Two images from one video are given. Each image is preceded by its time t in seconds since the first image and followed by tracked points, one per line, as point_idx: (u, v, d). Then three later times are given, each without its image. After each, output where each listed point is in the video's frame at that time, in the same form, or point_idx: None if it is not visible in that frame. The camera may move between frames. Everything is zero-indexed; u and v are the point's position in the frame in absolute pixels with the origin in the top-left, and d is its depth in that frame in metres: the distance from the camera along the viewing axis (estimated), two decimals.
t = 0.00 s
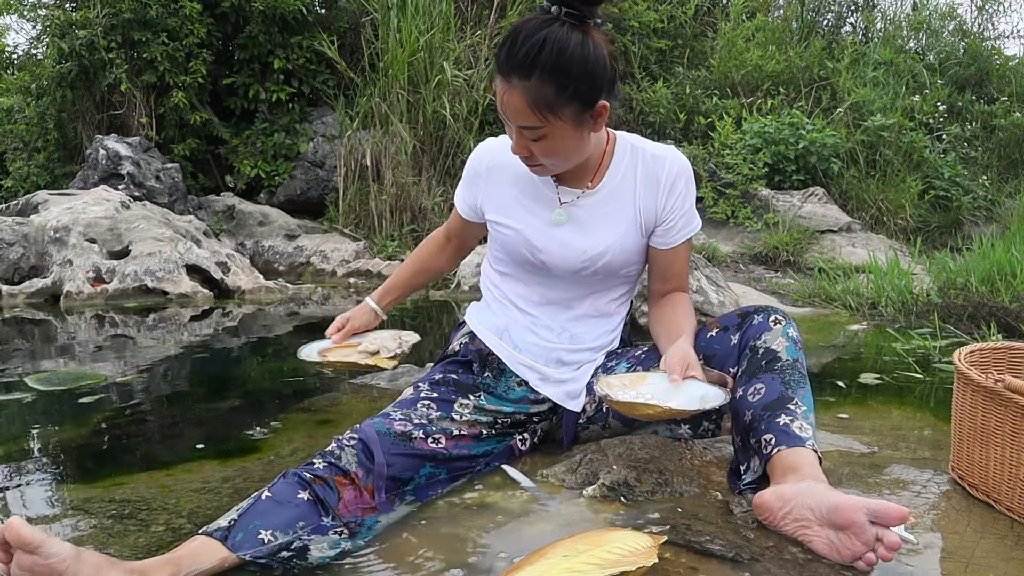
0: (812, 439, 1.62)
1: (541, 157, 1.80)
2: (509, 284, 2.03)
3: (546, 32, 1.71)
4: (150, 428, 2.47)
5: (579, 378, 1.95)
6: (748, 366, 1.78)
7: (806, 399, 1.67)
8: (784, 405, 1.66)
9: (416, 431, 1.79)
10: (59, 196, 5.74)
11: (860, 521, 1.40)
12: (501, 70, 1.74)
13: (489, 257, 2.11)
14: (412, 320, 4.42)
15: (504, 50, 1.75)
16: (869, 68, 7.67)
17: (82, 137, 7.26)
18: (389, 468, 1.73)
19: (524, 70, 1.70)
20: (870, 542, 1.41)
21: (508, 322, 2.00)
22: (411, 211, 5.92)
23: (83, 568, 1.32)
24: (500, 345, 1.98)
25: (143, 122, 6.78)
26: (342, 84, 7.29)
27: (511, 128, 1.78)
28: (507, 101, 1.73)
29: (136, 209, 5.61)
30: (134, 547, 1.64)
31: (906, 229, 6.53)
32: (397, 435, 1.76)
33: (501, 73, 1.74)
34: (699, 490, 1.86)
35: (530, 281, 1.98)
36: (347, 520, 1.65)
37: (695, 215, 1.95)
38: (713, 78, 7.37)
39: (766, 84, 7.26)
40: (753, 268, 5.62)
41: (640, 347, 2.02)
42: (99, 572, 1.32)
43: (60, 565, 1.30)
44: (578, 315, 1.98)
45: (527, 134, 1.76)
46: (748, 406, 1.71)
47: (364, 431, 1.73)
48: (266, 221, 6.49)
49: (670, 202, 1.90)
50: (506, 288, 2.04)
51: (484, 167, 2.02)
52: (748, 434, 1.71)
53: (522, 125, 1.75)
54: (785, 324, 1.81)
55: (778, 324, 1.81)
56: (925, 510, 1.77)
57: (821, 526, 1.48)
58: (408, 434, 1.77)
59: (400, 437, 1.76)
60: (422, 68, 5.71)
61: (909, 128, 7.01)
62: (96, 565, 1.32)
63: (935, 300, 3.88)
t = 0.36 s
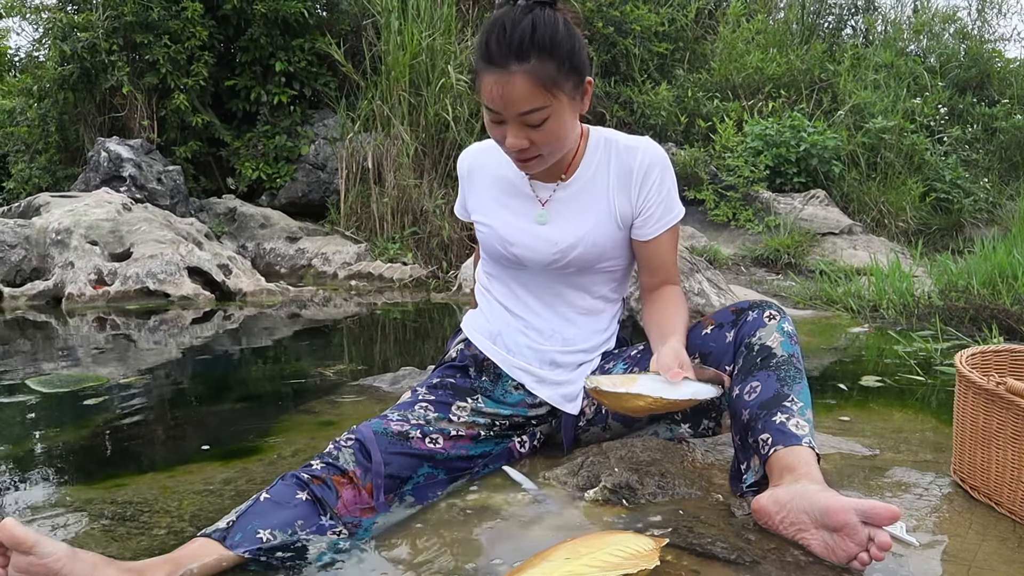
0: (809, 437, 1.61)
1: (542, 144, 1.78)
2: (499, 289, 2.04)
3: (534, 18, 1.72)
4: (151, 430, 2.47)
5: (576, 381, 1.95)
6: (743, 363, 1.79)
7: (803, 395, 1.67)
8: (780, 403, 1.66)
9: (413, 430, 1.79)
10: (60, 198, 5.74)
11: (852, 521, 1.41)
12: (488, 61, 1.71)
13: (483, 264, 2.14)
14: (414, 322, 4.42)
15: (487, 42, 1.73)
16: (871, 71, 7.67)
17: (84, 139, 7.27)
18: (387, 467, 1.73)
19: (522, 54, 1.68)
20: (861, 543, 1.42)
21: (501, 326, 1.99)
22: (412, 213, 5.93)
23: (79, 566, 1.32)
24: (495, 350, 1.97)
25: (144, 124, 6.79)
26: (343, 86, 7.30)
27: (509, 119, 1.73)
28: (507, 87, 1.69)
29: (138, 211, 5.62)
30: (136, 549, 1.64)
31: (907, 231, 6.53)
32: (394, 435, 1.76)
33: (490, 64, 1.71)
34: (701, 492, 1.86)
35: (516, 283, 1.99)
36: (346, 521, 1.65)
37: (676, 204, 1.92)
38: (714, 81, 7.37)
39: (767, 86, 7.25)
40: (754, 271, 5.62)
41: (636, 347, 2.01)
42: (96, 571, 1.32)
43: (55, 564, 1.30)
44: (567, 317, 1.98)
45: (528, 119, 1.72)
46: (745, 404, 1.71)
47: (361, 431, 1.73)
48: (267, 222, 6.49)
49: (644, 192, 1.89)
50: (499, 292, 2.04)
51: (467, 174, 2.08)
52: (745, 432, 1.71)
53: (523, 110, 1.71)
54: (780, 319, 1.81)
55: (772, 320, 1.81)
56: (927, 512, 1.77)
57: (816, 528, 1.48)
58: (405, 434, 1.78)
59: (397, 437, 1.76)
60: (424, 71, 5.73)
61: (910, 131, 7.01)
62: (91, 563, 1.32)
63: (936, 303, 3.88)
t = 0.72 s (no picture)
0: (813, 443, 1.61)
1: (586, 137, 1.69)
2: (495, 291, 2.01)
3: (583, 6, 1.67)
4: (152, 429, 2.47)
5: (577, 380, 1.96)
6: (748, 371, 1.79)
7: (806, 402, 1.68)
8: (785, 409, 1.66)
9: (413, 431, 1.79)
10: (61, 198, 5.75)
11: (863, 523, 1.40)
12: (545, 44, 1.61)
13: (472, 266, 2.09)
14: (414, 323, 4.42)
15: (541, 24, 1.63)
16: (871, 72, 7.67)
17: (84, 139, 7.27)
18: (387, 467, 1.73)
19: (581, 37, 1.61)
20: (872, 541, 1.40)
21: (500, 327, 1.97)
22: (413, 213, 5.92)
23: (75, 566, 1.32)
24: (494, 351, 1.95)
25: (145, 123, 6.79)
26: (344, 86, 7.29)
27: (564, 105, 1.63)
28: (571, 68, 1.59)
29: (139, 210, 5.62)
30: (135, 547, 1.65)
31: (907, 233, 6.52)
32: (394, 435, 1.76)
33: (546, 46, 1.61)
34: (701, 492, 1.86)
35: (515, 287, 1.96)
36: (345, 521, 1.65)
37: (670, 199, 1.89)
38: (714, 82, 7.38)
39: (767, 87, 7.26)
40: (754, 272, 5.62)
41: (640, 348, 2.04)
42: (92, 570, 1.32)
43: (51, 563, 1.30)
44: (567, 318, 1.97)
45: (583, 106, 1.64)
46: (749, 412, 1.72)
47: (360, 432, 1.73)
48: (268, 222, 6.50)
49: (641, 191, 1.88)
50: (496, 294, 2.01)
51: (454, 172, 1.99)
52: (749, 440, 1.71)
53: (580, 96, 1.62)
54: (785, 329, 1.82)
55: (777, 328, 1.82)
56: (926, 513, 1.77)
57: (823, 528, 1.48)
58: (404, 434, 1.77)
59: (397, 437, 1.76)
60: (425, 72, 5.73)
61: (911, 132, 7.00)
62: (87, 562, 1.33)
63: (936, 304, 3.88)
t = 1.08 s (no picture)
0: (812, 433, 1.62)
1: (609, 140, 1.69)
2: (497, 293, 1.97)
3: (609, 8, 1.70)
4: (151, 427, 2.47)
5: (580, 378, 1.97)
6: (746, 360, 1.80)
7: (804, 393, 1.69)
8: (784, 399, 1.66)
9: (416, 433, 1.79)
10: (61, 196, 5.75)
11: (891, 511, 1.42)
12: (577, 41, 1.62)
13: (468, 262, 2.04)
14: (413, 322, 4.41)
15: (572, 22, 1.64)
16: (871, 73, 7.66)
17: (85, 137, 7.27)
18: (388, 469, 1.73)
19: (612, 38, 1.63)
20: (896, 527, 1.44)
21: (502, 328, 1.96)
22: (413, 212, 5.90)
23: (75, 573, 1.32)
24: (496, 352, 1.95)
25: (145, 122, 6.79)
26: (344, 85, 7.29)
27: (593, 106, 1.62)
28: (603, 69, 1.60)
29: (139, 209, 5.62)
30: (134, 547, 1.64)
31: (907, 234, 6.53)
32: (396, 437, 1.76)
33: (578, 44, 1.62)
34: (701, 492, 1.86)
35: (518, 292, 1.93)
36: (343, 521, 1.64)
37: (676, 218, 1.86)
38: (715, 82, 7.38)
39: (768, 88, 7.26)
40: (754, 273, 5.62)
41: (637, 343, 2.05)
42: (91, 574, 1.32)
43: (53, 571, 1.31)
44: (571, 320, 1.96)
45: (611, 108, 1.64)
46: (747, 400, 1.72)
47: (363, 433, 1.72)
48: (268, 221, 6.51)
49: (650, 206, 1.85)
50: (497, 295, 1.98)
51: (457, 170, 1.93)
52: (747, 428, 1.71)
53: (609, 98, 1.63)
54: (782, 319, 1.83)
55: (774, 319, 1.83)
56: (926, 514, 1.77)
57: (848, 521, 1.49)
58: (407, 437, 1.77)
59: (398, 439, 1.76)
60: (427, 72, 5.73)
61: (911, 134, 7.00)
62: (87, 570, 1.33)
63: (936, 305, 3.88)
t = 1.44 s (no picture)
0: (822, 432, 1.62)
1: (642, 153, 1.65)
2: (501, 293, 1.95)
3: (644, 16, 1.67)
4: (150, 421, 2.47)
5: (581, 377, 1.97)
6: (754, 356, 1.80)
7: (812, 392, 1.69)
8: (794, 396, 1.67)
9: (416, 431, 1.79)
10: (58, 189, 5.73)
11: (898, 505, 1.43)
12: (612, 49, 1.59)
13: (476, 256, 2.01)
14: (412, 317, 4.41)
15: (607, 30, 1.61)
16: (870, 69, 7.66)
17: (82, 130, 7.25)
18: (387, 467, 1.74)
19: (647, 46, 1.60)
20: (903, 526, 1.44)
21: (505, 328, 1.95)
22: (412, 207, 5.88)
23: (70, 571, 1.30)
24: (498, 352, 1.93)
25: (143, 115, 6.78)
26: (343, 79, 7.27)
27: (627, 117, 1.58)
28: (638, 78, 1.56)
29: (136, 203, 5.61)
30: (132, 540, 1.64)
31: (904, 230, 6.54)
32: (396, 435, 1.76)
33: (613, 52, 1.58)
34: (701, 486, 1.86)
35: (525, 297, 1.91)
36: (341, 517, 1.65)
37: (699, 246, 1.77)
38: (714, 77, 7.37)
39: (767, 83, 7.26)
40: (752, 268, 5.62)
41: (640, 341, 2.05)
42: (86, 572, 1.30)
43: (47, 569, 1.28)
44: (576, 324, 1.95)
45: (646, 120, 1.60)
46: (757, 395, 1.72)
47: (363, 430, 1.73)
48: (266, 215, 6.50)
49: (675, 230, 1.79)
50: (502, 296, 1.96)
51: (475, 172, 1.88)
52: (755, 423, 1.72)
53: (643, 108, 1.59)
54: (790, 317, 1.83)
55: (782, 317, 1.83)
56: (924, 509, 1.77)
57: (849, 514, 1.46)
58: (407, 434, 1.78)
59: (398, 437, 1.76)
60: (426, 66, 5.71)
61: (909, 130, 7.00)
62: (81, 566, 1.31)
63: (934, 301, 3.89)
